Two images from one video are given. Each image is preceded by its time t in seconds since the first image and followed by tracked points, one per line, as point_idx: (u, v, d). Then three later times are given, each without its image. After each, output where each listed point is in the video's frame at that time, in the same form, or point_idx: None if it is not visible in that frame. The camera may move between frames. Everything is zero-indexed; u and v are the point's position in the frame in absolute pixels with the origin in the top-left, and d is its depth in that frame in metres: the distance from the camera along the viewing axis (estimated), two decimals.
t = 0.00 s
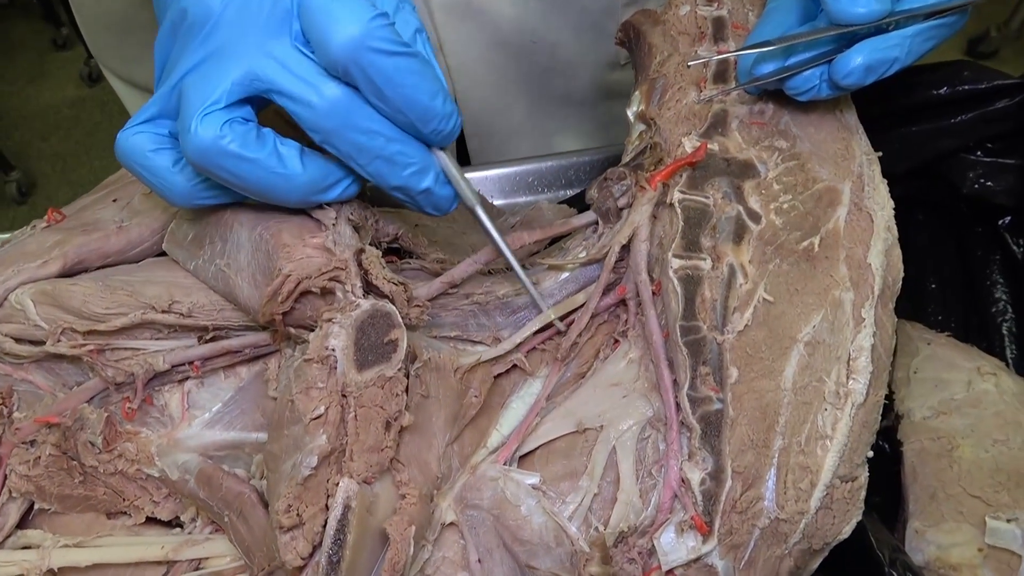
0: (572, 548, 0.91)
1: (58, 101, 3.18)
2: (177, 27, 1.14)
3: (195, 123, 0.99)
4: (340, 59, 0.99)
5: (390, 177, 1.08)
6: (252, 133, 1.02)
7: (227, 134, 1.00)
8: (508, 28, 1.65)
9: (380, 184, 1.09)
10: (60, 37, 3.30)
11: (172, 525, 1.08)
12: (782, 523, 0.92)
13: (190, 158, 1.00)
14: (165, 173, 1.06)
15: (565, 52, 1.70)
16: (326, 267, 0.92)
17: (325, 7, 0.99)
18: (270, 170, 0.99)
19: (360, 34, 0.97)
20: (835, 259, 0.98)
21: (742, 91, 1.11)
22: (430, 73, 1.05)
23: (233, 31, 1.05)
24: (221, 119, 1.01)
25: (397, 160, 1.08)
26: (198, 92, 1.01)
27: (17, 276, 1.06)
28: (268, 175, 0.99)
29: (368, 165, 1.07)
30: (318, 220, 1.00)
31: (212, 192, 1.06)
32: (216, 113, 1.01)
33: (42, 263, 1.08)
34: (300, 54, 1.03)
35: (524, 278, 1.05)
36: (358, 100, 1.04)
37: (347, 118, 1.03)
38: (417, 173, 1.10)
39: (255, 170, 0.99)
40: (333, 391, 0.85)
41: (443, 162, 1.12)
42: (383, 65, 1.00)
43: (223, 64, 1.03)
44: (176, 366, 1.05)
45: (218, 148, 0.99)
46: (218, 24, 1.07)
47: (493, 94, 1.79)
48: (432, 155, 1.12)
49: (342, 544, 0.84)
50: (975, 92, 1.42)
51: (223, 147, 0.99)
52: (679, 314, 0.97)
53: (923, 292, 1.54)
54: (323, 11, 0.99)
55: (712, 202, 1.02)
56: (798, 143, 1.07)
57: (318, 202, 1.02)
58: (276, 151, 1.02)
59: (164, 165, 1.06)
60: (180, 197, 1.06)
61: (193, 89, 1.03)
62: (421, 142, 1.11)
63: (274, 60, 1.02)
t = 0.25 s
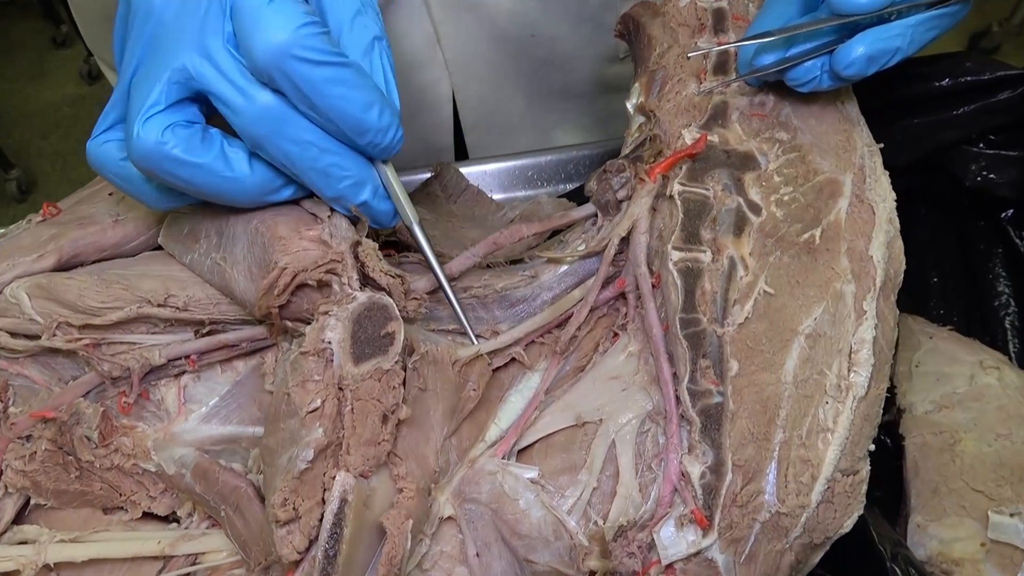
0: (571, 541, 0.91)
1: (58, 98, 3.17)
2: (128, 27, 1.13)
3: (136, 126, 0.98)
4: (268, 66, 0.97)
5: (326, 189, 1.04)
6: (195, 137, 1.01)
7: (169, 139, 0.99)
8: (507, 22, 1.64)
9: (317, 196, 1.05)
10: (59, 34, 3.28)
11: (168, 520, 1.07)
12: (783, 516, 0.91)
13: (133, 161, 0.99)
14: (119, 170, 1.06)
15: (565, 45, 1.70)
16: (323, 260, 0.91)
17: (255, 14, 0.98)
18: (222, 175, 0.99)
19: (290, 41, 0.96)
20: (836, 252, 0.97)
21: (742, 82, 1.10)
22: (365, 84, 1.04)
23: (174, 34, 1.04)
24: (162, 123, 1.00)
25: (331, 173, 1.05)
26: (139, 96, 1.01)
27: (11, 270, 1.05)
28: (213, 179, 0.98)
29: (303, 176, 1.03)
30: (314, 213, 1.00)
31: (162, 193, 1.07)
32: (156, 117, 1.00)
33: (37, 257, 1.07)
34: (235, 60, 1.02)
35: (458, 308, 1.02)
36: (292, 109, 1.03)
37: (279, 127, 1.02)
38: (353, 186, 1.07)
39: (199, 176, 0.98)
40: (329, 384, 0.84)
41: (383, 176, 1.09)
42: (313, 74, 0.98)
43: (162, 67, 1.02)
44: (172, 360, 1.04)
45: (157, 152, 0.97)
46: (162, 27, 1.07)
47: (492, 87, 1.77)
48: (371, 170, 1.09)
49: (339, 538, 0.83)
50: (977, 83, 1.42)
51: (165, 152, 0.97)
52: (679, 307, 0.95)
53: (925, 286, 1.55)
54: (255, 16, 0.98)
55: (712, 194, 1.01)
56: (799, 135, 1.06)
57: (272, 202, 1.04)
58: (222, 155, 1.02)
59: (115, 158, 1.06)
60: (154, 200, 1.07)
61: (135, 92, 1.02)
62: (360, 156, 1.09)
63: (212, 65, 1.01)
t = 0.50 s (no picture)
0: (577, 538, 0.90)
1: (60, 96, 3.16)
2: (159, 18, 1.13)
3: (178, 116, 0.98)
4: (313, 49, 0.97)
5: (371, 169, 1.05)
6: (236, 125, 1.02)
7: (212, 127, 0.99)
8: (511, 19, 1.64)
9: (362, 177, 1.06)
10: (62, 32, 3.28)
11: (173, 516, 1.07)
12: (790, 513, 0.90)
13: (175, 152, 0.99)
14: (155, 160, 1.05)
15: (568, 41, 1.69)
16: (328, 255, 0.91)
17: None
18: (263, 163, 0.99)
19: (334, 22, 0.96)
20: (843, 248, 0.96)
21: (748, 79, 1.10)
22: (407, 62, 1.04)
23: (211, 21, 1.04)
24: (204, 111, 1.00)
25: (375, 154, 1.05)
26: (177, 85, 1.01)
27: (17, 265, 1.05)
28: (256, 165, 0.99)
29: (346, 159, 1.04)
30: (320, 209, 0.99)
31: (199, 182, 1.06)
32: (197, 106, 1.01)
33: (42, 253, 1.07)
34: (276, 44, 1.02)
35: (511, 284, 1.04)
36: (336, 91, 1.03)
37: (323, 109, 1.02)
38: (396, 167, 1.08)
39: (243, 162, 0.98)
40: (334, 379, 0.84)
41: (425, 155, 1.10)
42: (358, 55, 0.98)
43: (200, 55, 1.02)
44: (177, 356, 1.04)
45: (200, 141, 0.98)
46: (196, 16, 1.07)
47: (494, 82, 1.78)
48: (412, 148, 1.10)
49: (345, 534, 0.83)
50: (983, 79, 1.41)
51: (207, 140, 0.98)
52: (685, 303, 0.96)
53: (930, 282, 1.54)
54: None
55: (718, 190, 1.01)
56: (805, 131, 1.06)
57: (310, 188, 1.03)
58: (263, 141, 1.02)
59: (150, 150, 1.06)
60: (188, 190, 1.06)
61: (173, 81, 1.02)
62: (401, 136, 1.09)
63: (251, 50, 1.01)
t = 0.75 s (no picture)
0: (583, 531, 0.89)
1: (62, 92, 3.16)
2: None
3: (221, 97, 0.99)
4: (357, 25, 0.97)
5: (409, 146, 1.07)
6: (276, 104, 1.02)
7: (253, 106, 1.00)
8: (515, 12, 1.65)
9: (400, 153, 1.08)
10: (65, 27, 3.27)
11: (177, 508, 1.07)
12: (797, 507, 0.90)
13: (217, 133, 1.00)
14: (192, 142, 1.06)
15: (573, 35, 1.69)
16: (333, 246, 0.90)
17: None
18: (304, 141, 1.00)
19: None
20: (851, 241, 0.96)
21: (755, 71, 1.09)
22: (446, 37, 1.04)
23: None
24: (245, 91, 1.01)
25: (413, 129, 1.06)
26: (217, 65, 1.01)
27: (20, 256, 1.05)
28: (298, 144, 1.00)
29: (387, 134, 1.06)
30: (325, 200, 0.98)
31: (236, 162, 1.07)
32: (238, 86, 1.01)
33: (46, 244, 1.06)
34: (314, 21, 1.01)
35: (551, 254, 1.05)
36: (377, 67, 1.03)
37: (365, 87, 1.02)
38: (433, 143, 1.09)
39: (284, 140, 0.99)
40: (339, 370, 0.83)
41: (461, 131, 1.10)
42: (399, 30, 0.98)
43: (239, 33, 1.02)
44: (181, 348, 1.03)
45: (243, 121, 0.98)
46: None
47: (498, 75, 1.78)
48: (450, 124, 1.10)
49: (350, 526, 0.82)
50: (992, 73, 1.40)
51: (250, 120, 0.99)
52: (692, 296, 0.94)
53: (937, 278, 1.55)
54: None
55: (725, 182, 1.00)
56: (813, 124, 1.05)
57: (347, 166, 1.04)
58: (302, 120, 1.03)
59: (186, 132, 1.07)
60: (220, 170, 1.06)
61: (211, 61, 1.02)
62: (439, 111, 1.10)
63: (290, 27, 1.01)
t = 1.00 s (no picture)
0: (585, 530, 0.89)
1: (64, 90, 3.16)
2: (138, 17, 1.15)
3: (152, 118, 1.00)
4: (273, 53, 0.97)
5: (338, 175, 1.04)
6: (209, 126, 1.03)
7: (184, 130, 1.00)
8: (516, 11, 1.64)
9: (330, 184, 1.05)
10: (66, 27, 3.27)
11: (179, 507, 1.07)
12: (800, 506, 0.90)
13: (150, 153, 1.01)
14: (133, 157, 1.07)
15: (573, 34, 1.68)
16: (335, 245, 0.90)
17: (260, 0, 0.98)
18: (234, 163, 0.99)
19: (296, 26, 0.96)
20: (853, 240, 0.96)
21: (758, 70, 1.09)
22: (374, 67, 1.04)
23: (180, 23, 1.05)
24: (176, 115, 1.02)
25: (342, 159, 1.05)
26: (150, 86, 1.02)
27: (22, 255, 1.05)
28: (229, 167, 0.99)
29: (313, 164, 1.04)
30: (327, 200, 0.99)
31: (175, 181, 1.08)
32: (168, 108, 1.02)
33: (48, 243, 1.06)
34: (241, 47, 1.02)
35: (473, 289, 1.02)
36: (300, 96, 1.04)
37: (287, 114, 1.03)
38: (364, 172, 1.07)
39: (211, 163, 0.99)
40: (342, 369, 0.83)
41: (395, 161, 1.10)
42: (319, 60, 0.98)
43: (171, 56, 1.03)
44: (183, 347, 1.03)
45: (172, 142, 0.98)
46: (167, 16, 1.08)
47: (500, 73, 1.78)
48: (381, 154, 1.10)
49: (352, 525, 0.82)
50: (994, 71, 1.40)
51: (180, 143, 0.98)
52: (695, 295, 0.94)
53: (939, 278, 1.55)
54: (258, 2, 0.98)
55: (728, 181, 1.00)
56: (815, 123, 1.04)
57: (286, 186, 1.04)
58: (237, 142, 1.02)
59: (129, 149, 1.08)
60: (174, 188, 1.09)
61: (146, 83, 1.04)
62: (372, 142, 1.10)
63: (217, 52, 1.01)
